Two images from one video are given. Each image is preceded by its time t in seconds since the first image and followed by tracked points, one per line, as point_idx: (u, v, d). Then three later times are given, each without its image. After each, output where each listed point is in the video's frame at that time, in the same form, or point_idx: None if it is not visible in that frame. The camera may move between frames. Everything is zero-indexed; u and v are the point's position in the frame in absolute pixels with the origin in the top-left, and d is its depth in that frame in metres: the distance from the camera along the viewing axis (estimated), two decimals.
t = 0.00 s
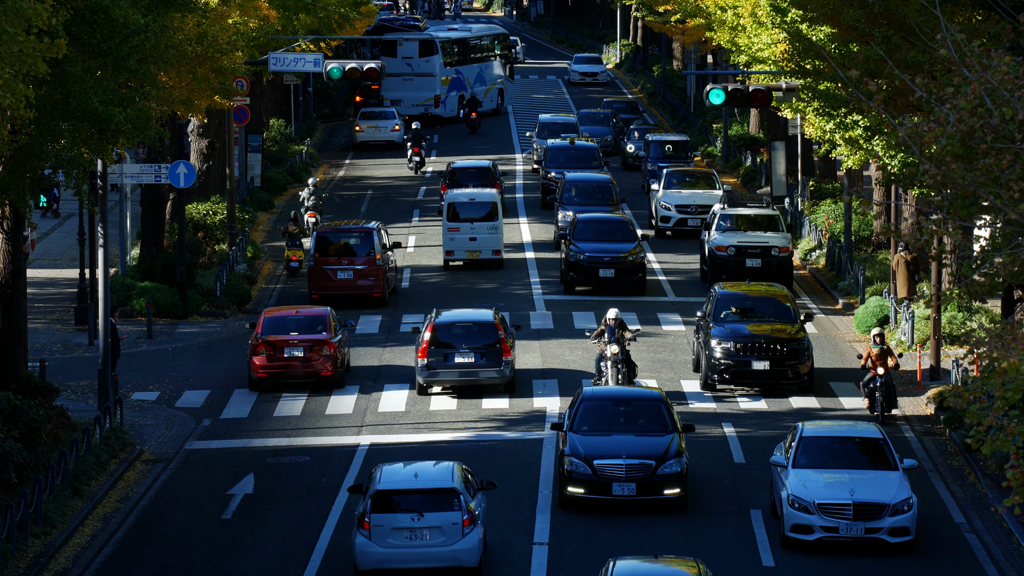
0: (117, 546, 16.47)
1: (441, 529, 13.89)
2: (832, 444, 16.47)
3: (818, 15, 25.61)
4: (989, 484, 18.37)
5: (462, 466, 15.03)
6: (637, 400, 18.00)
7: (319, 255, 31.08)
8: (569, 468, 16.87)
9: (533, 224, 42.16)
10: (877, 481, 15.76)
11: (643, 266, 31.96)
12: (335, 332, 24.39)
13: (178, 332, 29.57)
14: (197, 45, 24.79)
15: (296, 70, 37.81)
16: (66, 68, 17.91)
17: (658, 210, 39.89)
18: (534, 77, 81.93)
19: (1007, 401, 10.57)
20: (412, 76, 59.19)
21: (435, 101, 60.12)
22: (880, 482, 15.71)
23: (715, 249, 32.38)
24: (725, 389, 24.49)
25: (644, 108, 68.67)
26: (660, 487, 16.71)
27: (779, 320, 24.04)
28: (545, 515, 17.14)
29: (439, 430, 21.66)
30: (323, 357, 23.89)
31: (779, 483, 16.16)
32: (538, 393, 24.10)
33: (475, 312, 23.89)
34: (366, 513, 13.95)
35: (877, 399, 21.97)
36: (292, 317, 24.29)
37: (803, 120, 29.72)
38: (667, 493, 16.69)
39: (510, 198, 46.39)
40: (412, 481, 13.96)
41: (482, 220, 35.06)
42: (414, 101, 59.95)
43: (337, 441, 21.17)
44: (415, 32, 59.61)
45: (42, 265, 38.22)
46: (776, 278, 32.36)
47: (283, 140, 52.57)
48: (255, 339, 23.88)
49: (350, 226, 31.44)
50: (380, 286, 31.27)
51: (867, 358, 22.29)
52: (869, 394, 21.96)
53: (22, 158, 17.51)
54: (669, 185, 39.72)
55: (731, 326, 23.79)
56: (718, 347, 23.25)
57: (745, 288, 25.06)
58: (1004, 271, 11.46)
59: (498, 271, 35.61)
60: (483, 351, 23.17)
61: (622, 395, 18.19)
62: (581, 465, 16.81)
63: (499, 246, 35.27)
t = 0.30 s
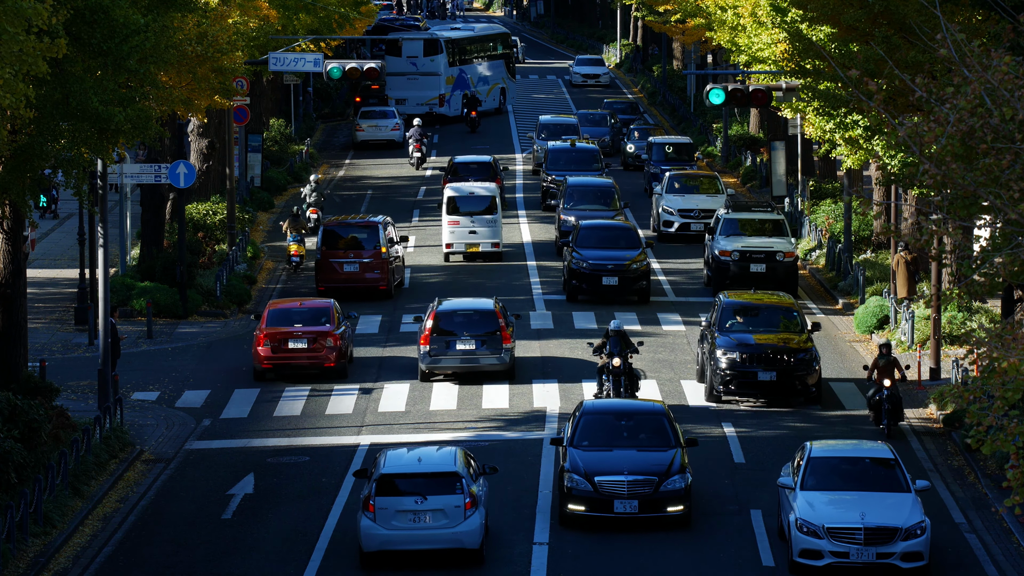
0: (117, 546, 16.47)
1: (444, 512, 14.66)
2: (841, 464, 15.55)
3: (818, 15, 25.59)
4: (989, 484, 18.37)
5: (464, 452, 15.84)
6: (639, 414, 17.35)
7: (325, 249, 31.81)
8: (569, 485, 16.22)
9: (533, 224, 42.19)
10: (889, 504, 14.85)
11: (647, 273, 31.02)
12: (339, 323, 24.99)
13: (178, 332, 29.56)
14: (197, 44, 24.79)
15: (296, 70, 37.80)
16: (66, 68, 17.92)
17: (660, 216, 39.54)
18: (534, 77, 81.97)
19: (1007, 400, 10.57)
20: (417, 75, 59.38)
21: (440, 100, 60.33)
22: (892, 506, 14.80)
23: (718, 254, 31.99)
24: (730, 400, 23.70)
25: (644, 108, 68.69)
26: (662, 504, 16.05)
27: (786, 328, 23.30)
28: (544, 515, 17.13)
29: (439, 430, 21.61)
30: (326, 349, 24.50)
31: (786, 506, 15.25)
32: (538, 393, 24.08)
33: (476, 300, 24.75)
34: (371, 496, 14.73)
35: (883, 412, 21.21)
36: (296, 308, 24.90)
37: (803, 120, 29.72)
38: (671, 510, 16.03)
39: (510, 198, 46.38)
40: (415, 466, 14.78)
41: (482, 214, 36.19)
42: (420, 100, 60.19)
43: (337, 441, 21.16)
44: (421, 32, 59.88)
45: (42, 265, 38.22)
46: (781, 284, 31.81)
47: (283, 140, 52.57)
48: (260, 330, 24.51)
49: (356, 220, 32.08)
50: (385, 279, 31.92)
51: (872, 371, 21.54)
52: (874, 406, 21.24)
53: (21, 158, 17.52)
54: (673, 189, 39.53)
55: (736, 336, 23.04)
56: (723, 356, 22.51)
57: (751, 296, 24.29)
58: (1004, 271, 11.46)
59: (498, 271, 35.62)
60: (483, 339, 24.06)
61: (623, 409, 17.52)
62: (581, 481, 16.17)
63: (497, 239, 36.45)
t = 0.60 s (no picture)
0: (117, 546, 16.46)
1: (448, 495, 15.20)
2: (852, 487, 14.68)
3: (818, 15, 25.58)
4: (989, 484, 18.38)
5: (465, 438, 16.44)
6: (640, 427, 16.64)
7: (332, 242, 32.55)
8: (569, 502, 15.53)
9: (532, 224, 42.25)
10: (902, 530, 14.03)
11: (650, 281, 30.25)
12: (342, 313, 25.68)
13: (178, 332, 29.56)
14: (197, 44, 24.79)
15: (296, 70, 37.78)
16: (66, 67, 17.92)
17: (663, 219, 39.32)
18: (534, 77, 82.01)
19: (1007, 400, 10.57)
20: (422, 74, 59.64)
21: (445, 99, 60.54)
22: (905, 532, 13.97)
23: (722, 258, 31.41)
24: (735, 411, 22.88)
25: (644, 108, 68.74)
26: (665, 521, 15.36)
27: (794, 338, 22.44)
28: (544, 515, 17.13)
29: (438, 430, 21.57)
30: (330, 338, 25.19)
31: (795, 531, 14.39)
32: (538, 393, 24.06)
33: (477, 290, 25.67)
34: (376, 480, 15.27)
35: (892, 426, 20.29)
36: (300, 300, 25.62)
37: (803, 120, 29.72)
38: (675, 527, 15.33)
39: (510, 198, 46.40)
40: (419, 451, 15.37)
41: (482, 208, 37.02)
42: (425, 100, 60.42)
43: (337, 441, 21.16)
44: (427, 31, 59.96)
45: (42, 265, 38.22)
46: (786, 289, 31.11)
47: (283, 140, 52.57)
48: (266, 322, 25.23)
49: (362, 214, 32.84)
50: (392, 271, 32.69)
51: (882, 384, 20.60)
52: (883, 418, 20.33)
53: (21, 158, 17.54)
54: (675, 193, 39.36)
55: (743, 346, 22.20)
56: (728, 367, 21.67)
57: (758, 304, 23.42)
58: (1004, 271, 11.46)
59: (497, 271, 35.63)
60: (484, 327, 24.94)
61: (625, 422, 16.78)
62: (582, 498, 15.48)
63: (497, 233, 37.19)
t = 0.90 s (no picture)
0: (117, 546, 16.46)
1: (451, 479, 15.77)
2: (863, 512, 14.04)
3: (817, 15, 25.56)
4: (989, 484, 18.37)
5: (469, 423, 16.99)
6: (642, 442, 16.09)
7: (341, 236, 33.43)
8: (569, 519, 14.92)
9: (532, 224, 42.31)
10: (915, 559, 13.43)
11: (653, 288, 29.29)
12: (345, 305, 26.42)
13: (178, 332, 29.56)
14: (197, 44, 24.78)
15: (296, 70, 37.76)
16: (66, 68, 17.93)
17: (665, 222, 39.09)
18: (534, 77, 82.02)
19: (1007, 400, 10.58)
20: (427, 74, 59.63)
21: (450, 98, 60.57)
22: (918, 561, 13.38)
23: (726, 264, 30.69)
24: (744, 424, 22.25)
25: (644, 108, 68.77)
26: (668, 539, 14.75)
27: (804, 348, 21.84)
28: (544, 515, 17.12)
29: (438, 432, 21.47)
30: (333, 329, 25.91)
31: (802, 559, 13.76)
32: (538, 393, 24.05)
33: (478, 280, 26.73)
34: (381, 465, 15.86)
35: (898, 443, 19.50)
36: (303, 292, 26.37)
37: (803, 120, 29.72)
38: (678, 546, 14.71)
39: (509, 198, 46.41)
40: (422, 436, 15.95)
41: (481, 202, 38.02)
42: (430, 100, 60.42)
43: (337, 441, 21.15)
44: (429, 30, 59.92)
45: (42, 265, 38.22)
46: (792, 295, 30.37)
47: (283, 140, 52.57)
48: (271, 314, 25.93)
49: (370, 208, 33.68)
50: (399, 265, 33.42)
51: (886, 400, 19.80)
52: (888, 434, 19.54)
53: (21, 158, 17.55)
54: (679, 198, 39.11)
55: (751, 357, 21.60)
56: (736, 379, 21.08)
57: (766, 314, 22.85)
58: (1004, 271, 11.46)
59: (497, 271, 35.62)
60: (484, 316, 25.99)
61: (626, 439, 16.22)
62: (581, 515, 14.89)
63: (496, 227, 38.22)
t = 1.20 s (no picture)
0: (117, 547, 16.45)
1: (454, 464, 16.34)
2: (875, 541, 13.06)
3: (817, 15, 25.57)
4: (989, 484, 18.37)
5: (471, 411, 17.60)
6: (645, 457, 15.34)
7: (349, 230, 34.07)
8: (568, 537, 14.20)
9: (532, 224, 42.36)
10: None
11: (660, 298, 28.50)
12: (348, 297, 27.10)
13: (178, 332, 29.56)
14: (197, 44, 24.78)
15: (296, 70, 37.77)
16: (66, 67, 17.93)
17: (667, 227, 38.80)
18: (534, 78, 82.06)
19: (1007, 400, 10.57)
20: (432, 73, 59.67)
21: (455, 98, 60.41)
22: None
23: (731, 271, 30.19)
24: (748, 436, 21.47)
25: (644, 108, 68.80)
26: (671, 557, 14.03)
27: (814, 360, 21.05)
28: (545, 515, 17.13)
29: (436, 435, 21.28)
30: (337, 321, 26.57)
31: None
32: (538, 393, 24.06)
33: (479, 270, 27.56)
34: (386, 451, 16.42)
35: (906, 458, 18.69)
36: (308, 284, 27.05)
37: (803, 120, 29.71)
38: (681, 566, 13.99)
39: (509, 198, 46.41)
40: (426, 423, 16.51)
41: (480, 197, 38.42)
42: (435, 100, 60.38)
43: (337, 442, 21.15)
44: (430, 31, 59.97)
45: (42, 265, 38.22)
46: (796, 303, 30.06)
47: (283, 140, 52.57)
48: (276, 305, 26.60)
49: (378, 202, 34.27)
50: (405, 257, 34.10)
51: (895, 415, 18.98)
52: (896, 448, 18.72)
53: (21, 158, 17.54)
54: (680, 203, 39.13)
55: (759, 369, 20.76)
56: (744, 391, 20.24)
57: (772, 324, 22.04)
58: (1004, 271, 11.46)
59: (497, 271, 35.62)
60: (485, 305, 26.80)
61: (627, 454, 15.45)
62: (580, 532, 14.17)
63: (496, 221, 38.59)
